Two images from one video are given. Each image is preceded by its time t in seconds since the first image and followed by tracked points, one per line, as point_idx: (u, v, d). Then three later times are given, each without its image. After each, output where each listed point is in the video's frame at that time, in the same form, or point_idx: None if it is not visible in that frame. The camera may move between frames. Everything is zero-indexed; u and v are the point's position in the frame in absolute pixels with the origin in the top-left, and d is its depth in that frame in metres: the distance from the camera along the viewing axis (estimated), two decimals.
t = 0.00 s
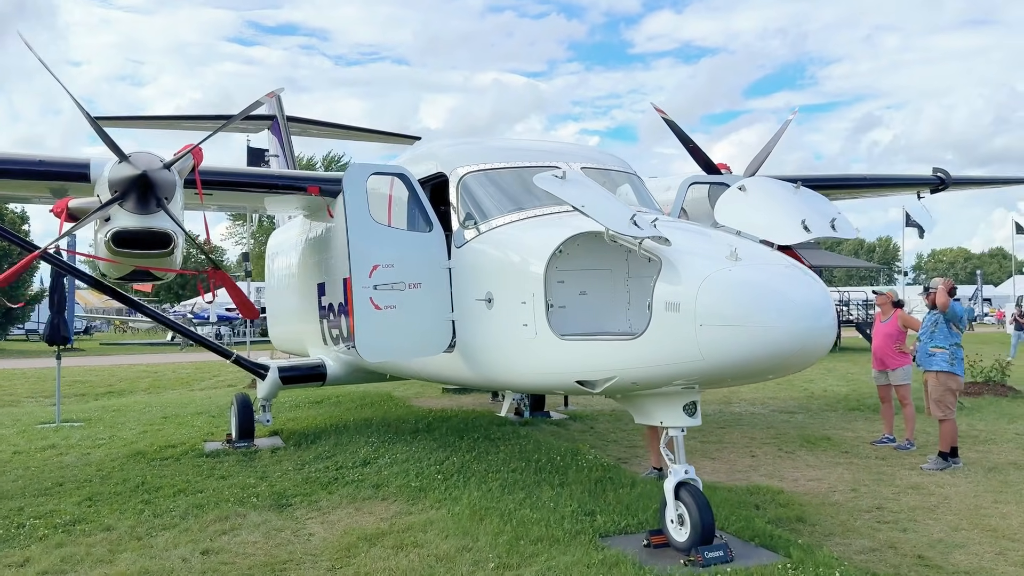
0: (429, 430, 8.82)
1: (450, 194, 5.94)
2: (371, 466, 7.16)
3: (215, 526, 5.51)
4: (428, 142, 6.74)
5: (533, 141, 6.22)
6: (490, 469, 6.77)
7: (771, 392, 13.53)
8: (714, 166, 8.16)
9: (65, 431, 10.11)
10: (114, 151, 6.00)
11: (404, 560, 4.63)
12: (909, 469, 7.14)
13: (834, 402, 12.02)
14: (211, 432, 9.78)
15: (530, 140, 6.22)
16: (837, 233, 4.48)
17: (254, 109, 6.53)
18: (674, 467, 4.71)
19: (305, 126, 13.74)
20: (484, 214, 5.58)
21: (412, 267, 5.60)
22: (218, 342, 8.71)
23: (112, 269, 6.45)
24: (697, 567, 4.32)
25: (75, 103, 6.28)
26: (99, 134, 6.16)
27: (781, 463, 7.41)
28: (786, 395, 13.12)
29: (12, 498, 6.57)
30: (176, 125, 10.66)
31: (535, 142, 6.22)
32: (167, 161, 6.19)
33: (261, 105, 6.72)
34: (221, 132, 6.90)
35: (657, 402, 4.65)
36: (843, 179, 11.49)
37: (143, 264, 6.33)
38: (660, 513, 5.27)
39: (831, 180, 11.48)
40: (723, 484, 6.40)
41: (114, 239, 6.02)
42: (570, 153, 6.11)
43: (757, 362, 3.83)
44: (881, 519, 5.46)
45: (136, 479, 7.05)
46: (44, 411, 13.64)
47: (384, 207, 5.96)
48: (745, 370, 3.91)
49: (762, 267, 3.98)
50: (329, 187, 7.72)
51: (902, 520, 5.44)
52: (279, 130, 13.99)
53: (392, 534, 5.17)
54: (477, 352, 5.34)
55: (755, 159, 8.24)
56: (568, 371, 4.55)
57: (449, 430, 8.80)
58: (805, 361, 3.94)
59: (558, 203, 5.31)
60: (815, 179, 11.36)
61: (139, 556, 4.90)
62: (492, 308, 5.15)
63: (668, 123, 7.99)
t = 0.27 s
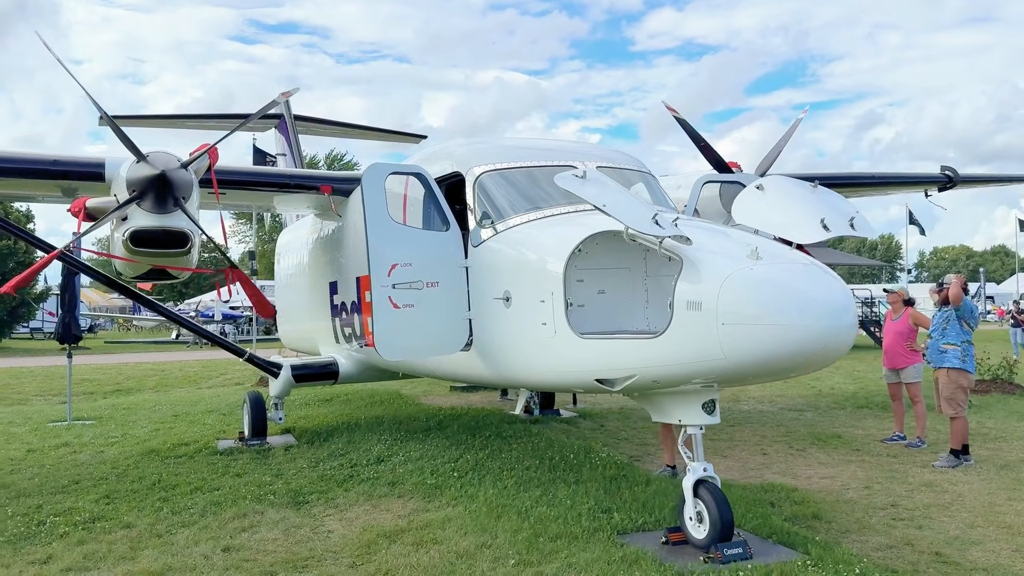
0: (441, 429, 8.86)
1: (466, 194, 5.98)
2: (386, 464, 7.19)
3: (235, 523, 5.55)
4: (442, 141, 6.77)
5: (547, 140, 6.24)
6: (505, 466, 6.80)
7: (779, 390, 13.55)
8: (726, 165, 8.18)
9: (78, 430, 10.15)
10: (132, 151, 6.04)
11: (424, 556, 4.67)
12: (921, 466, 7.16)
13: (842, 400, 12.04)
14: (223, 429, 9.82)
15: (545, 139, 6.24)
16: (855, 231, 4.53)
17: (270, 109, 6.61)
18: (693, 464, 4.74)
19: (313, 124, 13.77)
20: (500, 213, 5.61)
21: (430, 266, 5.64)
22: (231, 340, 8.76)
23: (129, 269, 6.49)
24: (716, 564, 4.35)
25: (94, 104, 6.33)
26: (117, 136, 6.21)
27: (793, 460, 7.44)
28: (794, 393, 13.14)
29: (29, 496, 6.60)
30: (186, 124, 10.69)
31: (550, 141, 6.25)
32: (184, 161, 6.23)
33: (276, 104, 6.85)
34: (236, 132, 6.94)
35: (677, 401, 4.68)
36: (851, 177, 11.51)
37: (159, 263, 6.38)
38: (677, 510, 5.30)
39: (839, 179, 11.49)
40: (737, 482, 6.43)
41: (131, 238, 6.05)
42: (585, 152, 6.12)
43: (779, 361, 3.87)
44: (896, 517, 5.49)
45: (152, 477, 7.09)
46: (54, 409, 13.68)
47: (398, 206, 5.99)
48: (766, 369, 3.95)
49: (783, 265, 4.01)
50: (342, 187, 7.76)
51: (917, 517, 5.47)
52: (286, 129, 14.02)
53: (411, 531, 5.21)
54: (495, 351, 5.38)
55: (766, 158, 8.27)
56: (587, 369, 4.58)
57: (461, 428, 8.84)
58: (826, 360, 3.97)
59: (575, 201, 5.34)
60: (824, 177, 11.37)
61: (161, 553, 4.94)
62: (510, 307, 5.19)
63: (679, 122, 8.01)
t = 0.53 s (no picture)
0: (457, 426, 8.90)
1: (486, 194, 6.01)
2: (404, 462, 7.23)
3: (258, 520, 5.60)
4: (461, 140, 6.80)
5: (566, 139, 6.26)
6: (523, 464, 6.83)
7: (792, 388, 13.54)
8: (741, 162, 8.19)
9: (96, 428, 10.23)
10: (154, 151, 6.10)
11: (448, 554, 4.71)
12: (939, 464, 7.17)
13: (855, 398, 12.03)
14: (239, 427, 9.88)
15: (563, 138, 6.26)
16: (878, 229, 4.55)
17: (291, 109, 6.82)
18: (716, 462, 4.77)
19: (326, 123, 13.83)
20: (521, 213, 5.64)
21: (451, 265, 5.68)
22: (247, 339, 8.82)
23: (150, 268, 6.55)
24: (740, 561, 4.37)
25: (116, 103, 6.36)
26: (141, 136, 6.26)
27: (810, 458, 7.45)
28: (806, 391, 13.13)
29: (53, 493, 6.67)
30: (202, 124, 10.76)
31: (569, 140, 6.26)
32: (206, 161, 6.29)
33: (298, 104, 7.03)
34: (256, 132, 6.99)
35: (700, 399, 4.70)
36: (865, 175, 11.50)
37: (180, 262, 6.43)
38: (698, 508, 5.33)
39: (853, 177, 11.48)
40: (756, 480, 6.45)
41: (154, 238, 6.11)
42: (604, 150, 6.14)
43: (805, 360, 3.89)
44: (917, 515, 5.50)
45: (173, 474, 7.15)
46: (70, 407, 13.78)
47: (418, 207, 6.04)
48: (791, 367, 3.97)
49: (807, 264, 4.03)
50: (358, 186, 7.82)
51: (938, 515, 5.48)
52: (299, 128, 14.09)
53: (433, 528, 5.24)
54: (516, 349, 5.41)
55: (781, 157, 8.28)
56: (610, 368, 4.61)
57: (477, 425, 8.88)
58: (851, 358, 3.99)
59: (596, 200, 5.36)
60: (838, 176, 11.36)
61: (187, 550, 4.99)
62: (531, 306, 5.21)
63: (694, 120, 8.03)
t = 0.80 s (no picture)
0: (475, 424, 8.94)
1: (507, 194, 6.05)
2: (425, 459, 7.28)
3: (283, 517, 5.66)
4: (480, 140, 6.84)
5: (586, 138, 6.29)
6: (543, 462, 6.87)
7: (809, 386, 13.50)
8: (759, 160, 8.20)
9: (118, 425, 10.34)
10: (180, 152, 6.19)
11: (472, 550, 4.75)
12: (959, 463, 7.15)
13: (873, 397, 11.99)
14: (259, 425, 9.97)
15: (583, 138, 6.29)
16: (902, 228, 4.58)
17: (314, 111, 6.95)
18: (739, 461, 4.80)
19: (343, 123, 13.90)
20: (542, 212, 5.67)
21: (473, 265, 5.73)
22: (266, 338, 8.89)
23: (174, 267, 6.62)
24: (764, 559, 4.40)
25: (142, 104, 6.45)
26: (167, 138, 6.38)
27: (829, 457, 7.45)
28: (823, 389, 13.10)
29: (79, 490, 6.76)
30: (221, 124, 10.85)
31: (589, 139, 6.28)
32: (230, 162, 6.38)
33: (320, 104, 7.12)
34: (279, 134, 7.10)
35: (723, 398, 4.73)
36: (882, 173, 11.47)
37: (203, 262, 6.50)
38: (721, 506, 5.35)
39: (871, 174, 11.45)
40: (776, 478, 6.46)
41: (179, 238, 6.17)
42: (624, 149, 6.15)
43: (831, 358, 3.91)
44: (939, 513, 5.50)
45: (196, 471, 7.23)
46: (91, 405, 13.91)
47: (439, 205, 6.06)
48: (816, 366, 3.99)
49: (832, 263, 4.05)
50: (377, 186, 7.88)
51: (960, 513, 5.48)
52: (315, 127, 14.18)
53: (456, 525, 5.29)
54: (537, 347, 5.45)
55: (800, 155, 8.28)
56: (634, 366, 4.64)
57: (495, 423, 8.93)
58: (877, 357, 4.01)
59: (618, 199, 5.40)
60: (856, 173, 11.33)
61: (214, 546, 5.05)
62: (553, 305, 5.25)
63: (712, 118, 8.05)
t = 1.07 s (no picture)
0: (496, 422, 8.99)
1: (529, 192, 6.08)
2: (447, 456, 7.33)
3: (310, 512, 5.73)
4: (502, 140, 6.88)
5: (608, 137, 6.30)
6: (565, 460, 6.90)
7: (829, 385, 13.44)
8: (781, 158, 8.18)
9: (143, 422, 10.47)
10: (208, 153, 6.29)
11: (498, 546, 4.79)
12: (983, 462, 7.12)
13: (895, 396, 11.92)
14: (282, 422, 10.06)
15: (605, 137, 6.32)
16: (928, 227, 4.57)
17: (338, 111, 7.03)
18: (764, 459, 4.81)
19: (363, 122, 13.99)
20: (565, 211, 5.70)
21: (497, 263, 5.77)
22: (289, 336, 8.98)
23: (200, 266, 6.72)
24: (790, 557, 4.41)
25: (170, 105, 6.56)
26: (195, 139, 6.50)
27: (851, 455, 7.43)
28: (843, 388, 13.04)
29: (108, 485, 6.86)
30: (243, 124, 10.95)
31: (611, 137, 6.30)
32: (256, 162, 6.47)
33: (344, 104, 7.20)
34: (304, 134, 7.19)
35: (748, 396, 4.75)
36: (904, 170, 11.40)
37: (230, 261, 6.58)
38: (744, 503, 5.37)
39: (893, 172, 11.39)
40: (799, 477, 6.46)
41: (206, 237, 6.27)
42: (646, 148, 6.16)
43: (858, 356, 3.92)
44: (964, 512, 5.48)
45: (222, 467, 7.32)
46: (115, 402, 14.08)
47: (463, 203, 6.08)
48: (843, 364, 4.00)
49: (859, 262, 4.06)
50: (399, 185, 7.93)
51: (986, 512, 5.46)
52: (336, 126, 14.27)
53: (481, 521, 5.33)
54: (561, 346, 5.49)
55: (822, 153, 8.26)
56: (658, 364, 4.67)
57: (516, 421, 8.97)
58: (904, 355, 4.01)
59: (640, 197, 5.42)
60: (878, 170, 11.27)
61: (242, 541, 5.12)
62: (577, 303, 5.28)
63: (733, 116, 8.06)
